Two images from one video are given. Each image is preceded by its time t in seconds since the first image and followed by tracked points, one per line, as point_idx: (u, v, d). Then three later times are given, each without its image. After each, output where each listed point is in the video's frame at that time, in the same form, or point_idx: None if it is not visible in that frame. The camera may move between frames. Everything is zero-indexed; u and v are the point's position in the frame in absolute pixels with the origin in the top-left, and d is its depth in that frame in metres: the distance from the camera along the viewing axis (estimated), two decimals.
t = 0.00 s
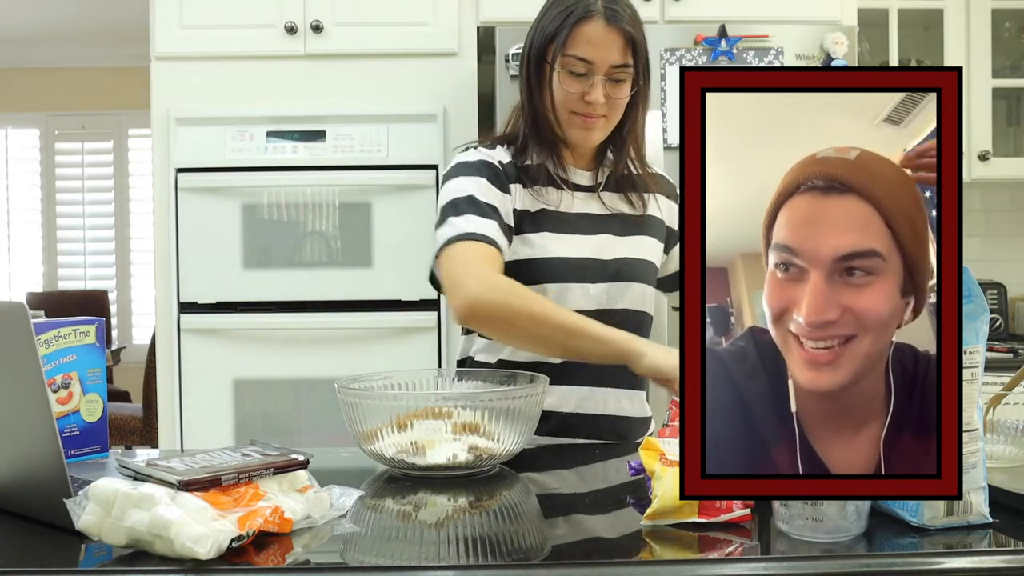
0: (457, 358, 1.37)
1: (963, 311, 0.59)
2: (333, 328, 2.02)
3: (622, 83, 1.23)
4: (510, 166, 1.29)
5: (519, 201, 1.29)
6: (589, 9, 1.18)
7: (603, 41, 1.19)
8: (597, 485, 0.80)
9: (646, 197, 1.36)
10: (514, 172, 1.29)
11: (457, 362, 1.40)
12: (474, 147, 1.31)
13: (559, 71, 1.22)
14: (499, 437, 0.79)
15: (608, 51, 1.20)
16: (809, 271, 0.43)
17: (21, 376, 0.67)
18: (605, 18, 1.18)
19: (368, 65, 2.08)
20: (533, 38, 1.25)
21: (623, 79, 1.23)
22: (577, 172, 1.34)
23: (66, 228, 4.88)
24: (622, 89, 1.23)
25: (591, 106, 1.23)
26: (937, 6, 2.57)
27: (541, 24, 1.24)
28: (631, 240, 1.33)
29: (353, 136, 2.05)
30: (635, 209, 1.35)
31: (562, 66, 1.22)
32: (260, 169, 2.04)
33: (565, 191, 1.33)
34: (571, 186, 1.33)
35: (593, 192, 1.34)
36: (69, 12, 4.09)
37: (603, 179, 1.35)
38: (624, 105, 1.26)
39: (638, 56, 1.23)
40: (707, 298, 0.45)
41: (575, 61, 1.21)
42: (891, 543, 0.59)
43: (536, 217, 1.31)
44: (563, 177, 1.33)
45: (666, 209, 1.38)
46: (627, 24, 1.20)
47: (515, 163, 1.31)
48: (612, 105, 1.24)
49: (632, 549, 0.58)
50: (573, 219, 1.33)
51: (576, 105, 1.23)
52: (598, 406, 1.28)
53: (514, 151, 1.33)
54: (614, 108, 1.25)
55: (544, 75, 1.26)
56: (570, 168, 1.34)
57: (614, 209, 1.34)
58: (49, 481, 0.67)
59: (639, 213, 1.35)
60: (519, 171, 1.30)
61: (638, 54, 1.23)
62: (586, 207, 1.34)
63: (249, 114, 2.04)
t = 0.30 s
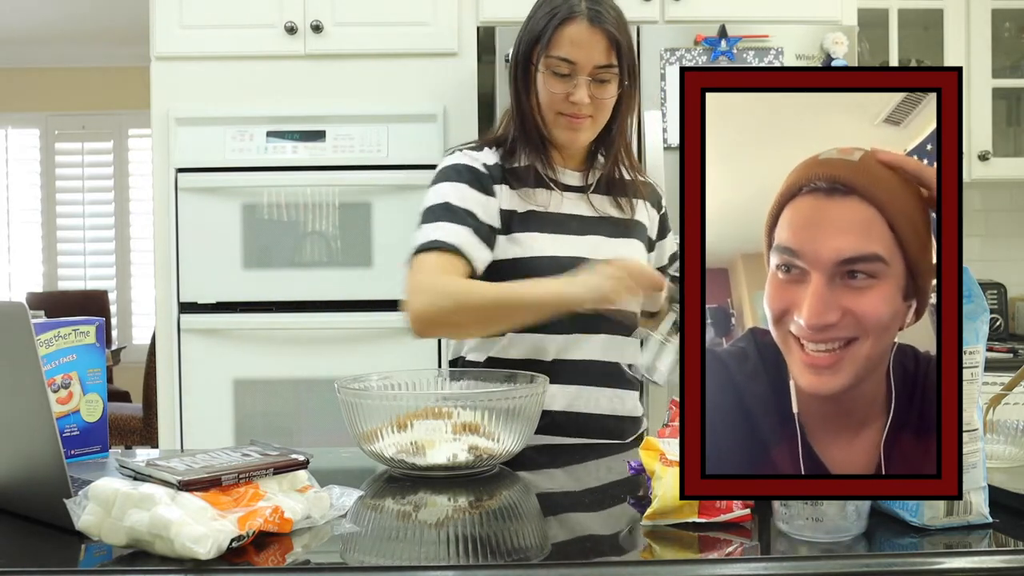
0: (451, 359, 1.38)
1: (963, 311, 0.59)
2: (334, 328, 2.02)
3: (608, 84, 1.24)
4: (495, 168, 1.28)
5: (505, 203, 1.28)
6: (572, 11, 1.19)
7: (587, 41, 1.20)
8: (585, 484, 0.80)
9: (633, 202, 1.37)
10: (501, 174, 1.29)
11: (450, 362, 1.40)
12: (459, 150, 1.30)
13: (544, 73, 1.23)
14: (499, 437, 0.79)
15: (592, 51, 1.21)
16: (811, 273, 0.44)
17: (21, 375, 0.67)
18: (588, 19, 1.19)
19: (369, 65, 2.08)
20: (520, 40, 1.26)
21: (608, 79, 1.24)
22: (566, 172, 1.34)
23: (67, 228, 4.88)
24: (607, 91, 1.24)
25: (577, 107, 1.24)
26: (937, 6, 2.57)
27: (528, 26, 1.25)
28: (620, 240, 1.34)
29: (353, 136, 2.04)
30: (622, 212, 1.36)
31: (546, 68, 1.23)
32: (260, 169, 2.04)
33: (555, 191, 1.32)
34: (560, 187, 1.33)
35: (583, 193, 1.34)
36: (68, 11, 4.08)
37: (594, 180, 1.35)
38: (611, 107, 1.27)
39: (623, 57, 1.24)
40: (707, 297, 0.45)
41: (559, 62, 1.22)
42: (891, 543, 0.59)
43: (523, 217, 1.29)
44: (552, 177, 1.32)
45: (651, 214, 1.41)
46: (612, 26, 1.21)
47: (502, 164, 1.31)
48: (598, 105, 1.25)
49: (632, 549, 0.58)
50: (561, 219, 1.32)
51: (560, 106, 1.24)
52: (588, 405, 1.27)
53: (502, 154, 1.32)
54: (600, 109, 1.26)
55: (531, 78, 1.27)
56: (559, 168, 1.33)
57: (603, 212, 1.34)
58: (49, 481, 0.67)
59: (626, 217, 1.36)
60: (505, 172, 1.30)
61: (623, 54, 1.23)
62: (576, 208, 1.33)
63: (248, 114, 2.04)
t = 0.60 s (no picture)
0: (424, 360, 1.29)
1: (963, 311, 0.59)
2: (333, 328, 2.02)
3: (524, 70, 1.16)
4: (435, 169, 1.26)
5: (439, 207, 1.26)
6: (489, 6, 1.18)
7: (501, 29, 1.15)
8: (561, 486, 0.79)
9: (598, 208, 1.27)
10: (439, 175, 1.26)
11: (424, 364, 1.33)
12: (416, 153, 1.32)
13: (471, 65, 1.20)
14: (499, 437, 0.79)
15: (500, 36, 1.16)
16: (815, 274, 0.43)
17: (21, 376, 0.67)
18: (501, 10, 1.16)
19: (368, 65, 2.08)
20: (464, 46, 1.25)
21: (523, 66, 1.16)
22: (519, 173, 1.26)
23: (67, 228, 4.88)
24: (523, 78, 1.17)
25: (494, 94, 1.17)
26: (937, 6, 2.56)
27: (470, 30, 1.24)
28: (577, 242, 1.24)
29: (353, 136, 2.04)
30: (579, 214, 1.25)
31: (472, 59, 1.20)
32: (260, 169, 2.03)
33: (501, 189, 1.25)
34: (512, 184, 1.26)
35: (539, 195, 1.26)
36: (67, 11, 4.08)
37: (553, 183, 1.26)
38: (541, 94, 1.19)
39: (543, 39, 1.15)
40: (707, 297, 0.45)
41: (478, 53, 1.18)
42: (891, 543, 0.59)
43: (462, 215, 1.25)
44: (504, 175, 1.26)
45: (627, 224, 1.28)
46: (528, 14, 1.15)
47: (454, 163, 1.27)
48: (518, 93, 1.17)
49: (632, 550, 0.58)
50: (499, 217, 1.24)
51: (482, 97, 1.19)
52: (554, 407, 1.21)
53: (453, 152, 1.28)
54: (524, 99, 1.17)
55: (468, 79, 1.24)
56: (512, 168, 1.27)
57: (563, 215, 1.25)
58: (49, 481, 0.67)
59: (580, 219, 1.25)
60: (456, 169, 1.26)
61: (542, 38, 1.15)
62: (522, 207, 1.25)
63: (249, 114, 2.04)
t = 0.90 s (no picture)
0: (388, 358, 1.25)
1: (963, 311, 0.59)
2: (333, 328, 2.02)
3: (462, 70, 1.10)
4: (385, 174, 1.21)
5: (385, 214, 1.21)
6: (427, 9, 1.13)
7: (436, 28, 1.10)
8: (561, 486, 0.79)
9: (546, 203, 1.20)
10: (388, 180, 1.21)
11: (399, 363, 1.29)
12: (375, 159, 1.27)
13: (414, 69, 1.15)
14: (498, 437, 0.79)
15: (436, 35, 1.10)
16: (816, 273, 0.43)
17: (21, 375, 0.67)
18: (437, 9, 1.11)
19: (368, 66, 2.08)
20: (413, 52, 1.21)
21: (459, 63, 1.10)
22: (466, 169, 1.21)
23: (66, 228, 4.88)
24: (462, 77, 1.11)
25: (435, 95, 1.12)
26: (937, 6, 2.57)
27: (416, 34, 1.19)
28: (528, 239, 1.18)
29: (353, 136, 2.05)
30: (522, 210, 1.19)
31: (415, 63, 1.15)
32: (260, 169, 2.03)
33: (453, 190, 1.20)
34: (460, 183, 1.20)
35: (487, 192, 1.20)
36: (67, 11, 4.08)
37: (500, 180, 1.20)
38: (480, 94, 1.13)
39: (477, 36, 1.09)
40: (707, 297, 0.45)
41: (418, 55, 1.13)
42: (891, 543, 0.59)
43: (407, 218, 1.20)
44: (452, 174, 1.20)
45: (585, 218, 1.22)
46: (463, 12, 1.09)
47: (405, 167, 1.21)
48: (457, 92, 1.11)
49: (633, 549, 0.58)
50: (438, 218, 1.19)
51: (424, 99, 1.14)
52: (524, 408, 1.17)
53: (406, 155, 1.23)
54: (463, 97, 1.12)
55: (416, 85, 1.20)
56: (460, 166, 1.21)
57: (507, 211, 1.19)
58: (49, 482, 0.67)
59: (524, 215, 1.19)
60: (402, 176, 1.21)
61: (479, 34, 1.09)
62: (473, 207, 1.20)
63: (249, 114, 2.04)
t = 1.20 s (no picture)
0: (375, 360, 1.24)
1: (963, 311, 0.59)
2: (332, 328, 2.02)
3: (425, 71, 1.11)
4: (363, 178, 1.23)
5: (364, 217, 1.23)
6: (389, 14, 1.14)
7: (396, 33, 1.11)
8: (560, 486, 0.79)
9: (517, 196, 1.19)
10: (366, 183, 1.23)
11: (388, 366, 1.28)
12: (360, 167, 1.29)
13: (379, 74, 1.16)
14: (498, 437, 0.79)
15: (397, 39, 1.11)
16: (821, 273, 0.44)
17: (21, 376, 0.67)
18: (397, 14, 1.12)
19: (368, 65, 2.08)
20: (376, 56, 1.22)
21: (421, 66, 1.11)
22: (439, 170, 1.21)
23: (66, 228, 4.87)
24: (426, 79, 1.11)
25: (400, 99, 1.12)
26: (937, 6, 2.56)
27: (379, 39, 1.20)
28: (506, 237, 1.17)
29: (353, 136, 2.05)
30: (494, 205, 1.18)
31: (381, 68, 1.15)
32: (260, 169, 2.03)
33: (429, 191, 1.20)
34: (435, 183, 1.21)
35: (460, 190, 1.20)
36: (67, 11, 4.08)
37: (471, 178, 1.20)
38: (444, 96, 1.13)
39: (437, 38, 1.10)
40: (707, 298, 0.45)
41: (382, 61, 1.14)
42: (891, 543, 0.59)
43: (385, 221, 1.21)
44: (428, 175, 1.21)
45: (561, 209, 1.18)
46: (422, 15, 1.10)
47: (381, 171, 1.23)
48: (422, 95, 1.12)
49: (632, 550, 0.58)
50: (421, 220, 1.19)
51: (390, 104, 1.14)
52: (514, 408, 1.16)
53: (383, 160, 1.24)
54: (428, 99, 1.12)
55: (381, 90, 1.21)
56: (435, 166, 1.22)
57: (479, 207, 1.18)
58: (50, 482, 0.67)
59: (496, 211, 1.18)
60: (379, 180, 1.22)
61: (438, 36, 1.10)
62: (448, 206, 1.19)
63: (249, 114, 2.04)
